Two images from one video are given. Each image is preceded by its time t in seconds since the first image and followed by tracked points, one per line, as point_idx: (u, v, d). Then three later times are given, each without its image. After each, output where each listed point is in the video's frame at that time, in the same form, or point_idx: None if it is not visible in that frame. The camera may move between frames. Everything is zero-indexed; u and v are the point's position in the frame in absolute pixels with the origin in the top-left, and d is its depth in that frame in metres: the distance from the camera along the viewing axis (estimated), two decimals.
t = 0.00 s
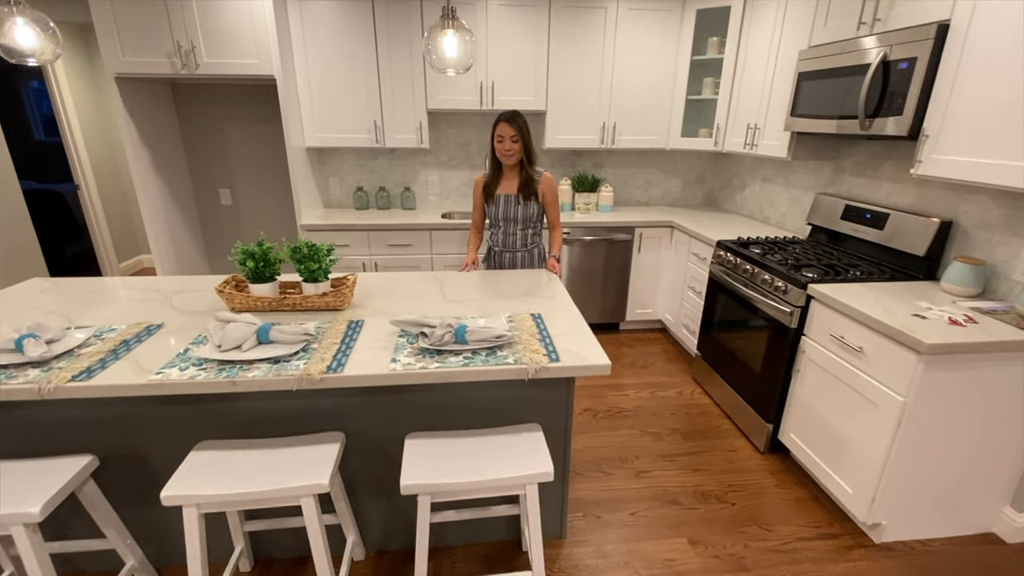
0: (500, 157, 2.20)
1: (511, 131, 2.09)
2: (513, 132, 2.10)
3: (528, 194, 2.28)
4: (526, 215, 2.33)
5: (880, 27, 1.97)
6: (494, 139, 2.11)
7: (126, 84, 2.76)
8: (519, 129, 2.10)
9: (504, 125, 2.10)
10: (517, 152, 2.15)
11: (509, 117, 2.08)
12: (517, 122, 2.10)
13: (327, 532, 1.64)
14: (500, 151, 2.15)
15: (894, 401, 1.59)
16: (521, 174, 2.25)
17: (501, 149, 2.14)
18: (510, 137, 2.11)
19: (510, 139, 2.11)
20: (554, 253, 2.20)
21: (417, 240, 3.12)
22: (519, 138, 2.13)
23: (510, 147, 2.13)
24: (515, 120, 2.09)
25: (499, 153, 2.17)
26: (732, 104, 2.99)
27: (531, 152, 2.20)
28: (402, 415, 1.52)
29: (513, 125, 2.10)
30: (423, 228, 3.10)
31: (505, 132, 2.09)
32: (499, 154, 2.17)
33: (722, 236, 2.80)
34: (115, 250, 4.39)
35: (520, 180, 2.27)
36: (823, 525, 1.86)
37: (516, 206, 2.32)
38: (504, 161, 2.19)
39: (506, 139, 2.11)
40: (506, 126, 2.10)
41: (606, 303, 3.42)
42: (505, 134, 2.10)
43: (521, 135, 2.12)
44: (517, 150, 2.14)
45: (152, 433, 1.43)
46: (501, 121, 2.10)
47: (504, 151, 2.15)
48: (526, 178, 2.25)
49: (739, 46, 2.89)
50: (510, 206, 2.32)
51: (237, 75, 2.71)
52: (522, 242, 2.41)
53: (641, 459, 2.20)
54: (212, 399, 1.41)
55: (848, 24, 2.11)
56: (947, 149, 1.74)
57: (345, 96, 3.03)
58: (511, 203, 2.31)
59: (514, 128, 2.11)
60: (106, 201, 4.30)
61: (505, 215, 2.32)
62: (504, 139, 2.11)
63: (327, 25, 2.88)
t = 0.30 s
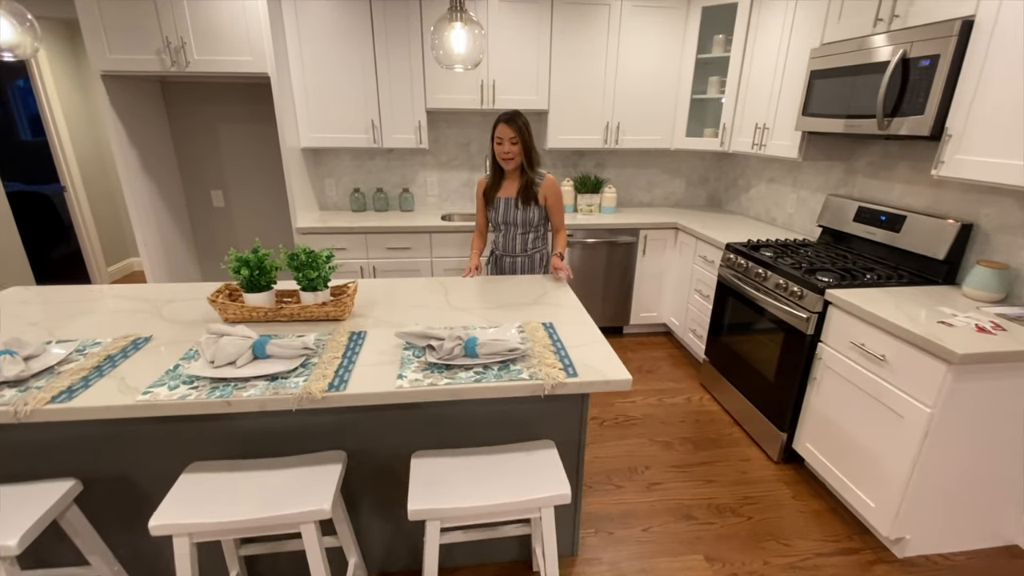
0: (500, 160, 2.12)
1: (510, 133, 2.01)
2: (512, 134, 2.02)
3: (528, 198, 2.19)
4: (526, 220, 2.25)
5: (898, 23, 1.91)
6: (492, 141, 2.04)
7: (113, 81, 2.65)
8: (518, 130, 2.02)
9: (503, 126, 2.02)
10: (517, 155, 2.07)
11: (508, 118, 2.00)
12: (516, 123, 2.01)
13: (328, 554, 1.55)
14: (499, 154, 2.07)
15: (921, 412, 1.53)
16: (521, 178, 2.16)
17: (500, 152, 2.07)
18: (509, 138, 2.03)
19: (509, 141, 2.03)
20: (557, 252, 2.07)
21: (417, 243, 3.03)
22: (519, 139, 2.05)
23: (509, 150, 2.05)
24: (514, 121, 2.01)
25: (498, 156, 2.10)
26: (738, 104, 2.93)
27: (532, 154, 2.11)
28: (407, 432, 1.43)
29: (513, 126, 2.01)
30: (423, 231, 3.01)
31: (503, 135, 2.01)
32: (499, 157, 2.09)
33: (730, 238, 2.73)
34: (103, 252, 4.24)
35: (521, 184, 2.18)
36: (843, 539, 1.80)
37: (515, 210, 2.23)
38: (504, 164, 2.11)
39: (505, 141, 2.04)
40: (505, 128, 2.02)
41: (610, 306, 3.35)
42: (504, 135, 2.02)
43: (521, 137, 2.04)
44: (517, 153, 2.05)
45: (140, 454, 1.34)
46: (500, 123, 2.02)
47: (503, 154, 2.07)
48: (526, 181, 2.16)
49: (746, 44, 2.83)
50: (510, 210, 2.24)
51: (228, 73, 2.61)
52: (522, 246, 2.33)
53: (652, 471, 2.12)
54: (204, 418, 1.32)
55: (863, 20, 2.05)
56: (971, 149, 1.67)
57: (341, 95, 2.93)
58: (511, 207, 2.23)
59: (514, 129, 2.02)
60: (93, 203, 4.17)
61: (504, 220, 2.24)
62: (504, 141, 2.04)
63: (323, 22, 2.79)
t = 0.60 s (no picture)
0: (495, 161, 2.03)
1: (507, 133, 1.92)
2: (508, 134, 1.93)
3: (518, 201, 2.10)
4: (516, 224, 2.17)
5: (912, 18, 1.85)
6: (487, 140, 1.95)
7: (96, 78, 2.54)
8: (515, 130, 1.93)
9: (499, 125, 1.93)
10: (513, 156, 1.98)
11: (504, 117, 1.91)
12: (513, 123, 1.93)
13: None
14: (494, 155, 1.98)
15: (943, 420, 1.48)
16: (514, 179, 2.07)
17: (495, 152, 1.98)
18: (505, 138, 1.94)
19: (506, 141, 1.94)
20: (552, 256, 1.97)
21: (414, 245, 2.95)
22: (516, 140, 1.96)
23: (505, 150, 1.96)
24: (510, 120, 1.92)
25: (492, 156, 2.01)
26: (742, 101, 2.88)
27: (527, 156, 2.02)
28: (411, 447, 1.36)
29: (509, 126, 1.93)
30: (420, 232, 2.93)
31: (498, 134, 1.92)
32: (493, 157, 2.00)
33: (735, 238, 2.68)
34: (89, 255, 4.12)
35: (512, 185, 2.10)
36: (860, 550, 1.74)
37: (506, 212, 2.16)
38: (498, 165, 2.02)
39: (500, 142, 1.95)
40: (501, 127, 1.94)
41: (611, 309, 3.29)
42: (500, 135, 1.94)
43: (518, 138, 1.95)
44: (512, 154, 1.97)
45: (124, 473, 1.25)
46: (496, 122, 1.94)
47: (498, 154, 1.99)
48: (518, 184, 2.07)
49: (749, 41, 2.78)
50: (500, 213, 2.17)
51: (218, 69, 2.51)
52: (512, 252, 2.26)
53: (660, 480, 2.06)
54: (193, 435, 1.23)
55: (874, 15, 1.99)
56: (991, 147, 1.62)
57: (335, 93, 2.85)
58: (501, 209, 2.16)
59: (510, 129, 1.94)
60: (79, 204, 4.05)
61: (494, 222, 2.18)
62: (499, 141, 1.95)
63: (316, 17, 2.70)
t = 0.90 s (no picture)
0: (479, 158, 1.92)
1: (493, 129, 1.82)
2: (494, 131, 1.82)
3: (497, 202, 1.99)
4: (494, 226, 2.08)
5: (922, 14, 1.82)
6: (471, 135, 1.85)
7: (80, 75, 2.44)
8: (502, 127, 1.83)
9: (484, 121, 1.82)
10: (498, 155, 1.87)
11: (491, 113, 1.81)
12: (498, 119, 1.82)
13: None
14: (479, 151, 1.87)
15: (962, 425, 1.44)
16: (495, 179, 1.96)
17: (479, 149, 1.87)
18: (491, 135, 1.84)
19: (492, 138, 1.84)
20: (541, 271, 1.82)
21: (412, 247, 2.89)
22: (502, 137, 1.86)
23: (491, 148, 1.85)
24: (496, 116, 1.81)
25: (476, 152, 1.90)
26: (744, 100, 2.85)
27: (512, 155, 1.92)
28: (417, 461, 1.29)
29: (495, 122, 1.82)
30: (418, 234, 2.86)
31: (483, 130, 1.81)
32: (477, 154, 1.89)
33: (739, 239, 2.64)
34: (74, 258, 4.00)
35: (494, 185, 1.99)
36: (875, 557, 1.71)
37: (484, 214, 2.07)
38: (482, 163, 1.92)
39: (486, 138, 1.84)
40: (487, 122, 1.82)
41: (612, 311, 3.24)
42: (486, 131, 1.83)
43: (504, 135, 1.85)
44: (497, 152, 1.86)
45: (114, 494, 1.18)
46: (482, 117, 1.83)
47: (482, 151, 1.88)
48: (499, 184, 1.96)
49: (752, 39, 2.74)
50: (478, 214, 2.08)
51: (208, 66, 2.43)
52: (489, 257, 2.17)
53: (669, 487, 2.01)
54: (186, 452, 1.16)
55: (882, 11, 1.96)
56: (1006, 145, 1.59)
57: (330, 91, 2.77)
58: (479, 211, 2.07)
59: (496, 126, 1.83)
60: (64, 206, 3.94)
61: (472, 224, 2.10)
62: (485, 137, 1.84)
63: (310, 13, 2.62)
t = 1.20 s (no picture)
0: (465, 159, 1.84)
1: (480, 128, 1.74)
2: (481, 130, 1.74)
3: (486, 206, 1.93)
4: (482, 230, 2.02)
5: (931, 12, 1.80)
6: (458, 135, 1.76)
7: (65, 73, 2.35)
8: (489, 126, 1.75)
9: (471, 119, 1.73)
10: (486, 156, 1.80)
11: (478, 111, 1.72)
12: (486, 118, 1.74)
13: None
14: (465, 152, 1.78)
15: (980, 429, 1.42)
16: (483, 182, 1.89)
17: (465, 150, 1.78)
18: (478, 135, 1.75)
19: (479, 138, 1.75)
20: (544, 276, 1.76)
21: (410, 250, 2.82)
22: (490, 137, 1.78)
23: (477, 148, 1.77)
24: (484, 115, 1.73)
25: (462, 153, 1.81)
26: (745, 99, 2.82)
27: (499, 155, 1.85)
28: (427, 475, 1.23)
29: (482, 121, 1.74)
30: (417, 236, 2.80)
31: (471, 129, 1.73)
32: (464, 155, 1.81)
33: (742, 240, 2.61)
34: (58, 263, 3.88)
35: (481, 187, 1.92)
36: (889, 563, 1.68)
37: (472, 217, 2.00)
38: (469, 164, 1.83)
39: (473, 138, 1.75)
40: (474, 121, 1.73)
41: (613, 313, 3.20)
42: (473, 130, 1.74)
43: (492, 136, 1.77)
44: (485, 153, 1.78)
45: (107, 516, 1.11)
46: (468, 115, 1.74)
47: (468, 152, 1.79)
48: (488, 187, 1.89)
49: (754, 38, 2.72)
50: (465, 217, 2.01)
51: (198, 64, 2.35)
52: (477, 261, 2.12)
53: (679, 493, 1.97)
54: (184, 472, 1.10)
55: (889, 10, 1.94)
56: (1019, 145, 1.57)
57: (325, 90, 2.70)
58: (466, 214, 2.00)
59: (484, 125, 1.75)
60: (47, 209, 3.81)
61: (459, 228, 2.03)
62: (471, 137, 1.76)
63: (303, 9, 2.55)
